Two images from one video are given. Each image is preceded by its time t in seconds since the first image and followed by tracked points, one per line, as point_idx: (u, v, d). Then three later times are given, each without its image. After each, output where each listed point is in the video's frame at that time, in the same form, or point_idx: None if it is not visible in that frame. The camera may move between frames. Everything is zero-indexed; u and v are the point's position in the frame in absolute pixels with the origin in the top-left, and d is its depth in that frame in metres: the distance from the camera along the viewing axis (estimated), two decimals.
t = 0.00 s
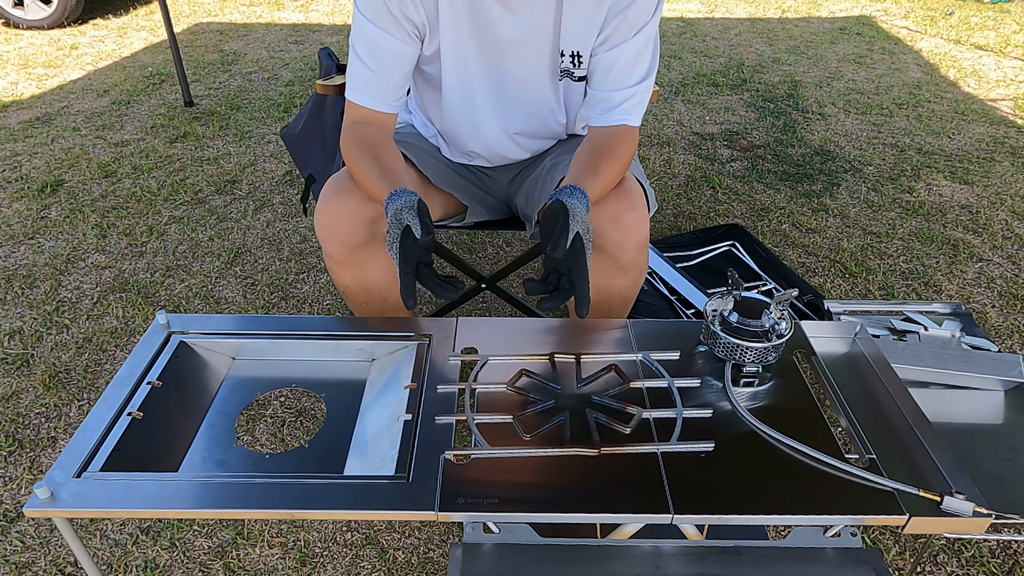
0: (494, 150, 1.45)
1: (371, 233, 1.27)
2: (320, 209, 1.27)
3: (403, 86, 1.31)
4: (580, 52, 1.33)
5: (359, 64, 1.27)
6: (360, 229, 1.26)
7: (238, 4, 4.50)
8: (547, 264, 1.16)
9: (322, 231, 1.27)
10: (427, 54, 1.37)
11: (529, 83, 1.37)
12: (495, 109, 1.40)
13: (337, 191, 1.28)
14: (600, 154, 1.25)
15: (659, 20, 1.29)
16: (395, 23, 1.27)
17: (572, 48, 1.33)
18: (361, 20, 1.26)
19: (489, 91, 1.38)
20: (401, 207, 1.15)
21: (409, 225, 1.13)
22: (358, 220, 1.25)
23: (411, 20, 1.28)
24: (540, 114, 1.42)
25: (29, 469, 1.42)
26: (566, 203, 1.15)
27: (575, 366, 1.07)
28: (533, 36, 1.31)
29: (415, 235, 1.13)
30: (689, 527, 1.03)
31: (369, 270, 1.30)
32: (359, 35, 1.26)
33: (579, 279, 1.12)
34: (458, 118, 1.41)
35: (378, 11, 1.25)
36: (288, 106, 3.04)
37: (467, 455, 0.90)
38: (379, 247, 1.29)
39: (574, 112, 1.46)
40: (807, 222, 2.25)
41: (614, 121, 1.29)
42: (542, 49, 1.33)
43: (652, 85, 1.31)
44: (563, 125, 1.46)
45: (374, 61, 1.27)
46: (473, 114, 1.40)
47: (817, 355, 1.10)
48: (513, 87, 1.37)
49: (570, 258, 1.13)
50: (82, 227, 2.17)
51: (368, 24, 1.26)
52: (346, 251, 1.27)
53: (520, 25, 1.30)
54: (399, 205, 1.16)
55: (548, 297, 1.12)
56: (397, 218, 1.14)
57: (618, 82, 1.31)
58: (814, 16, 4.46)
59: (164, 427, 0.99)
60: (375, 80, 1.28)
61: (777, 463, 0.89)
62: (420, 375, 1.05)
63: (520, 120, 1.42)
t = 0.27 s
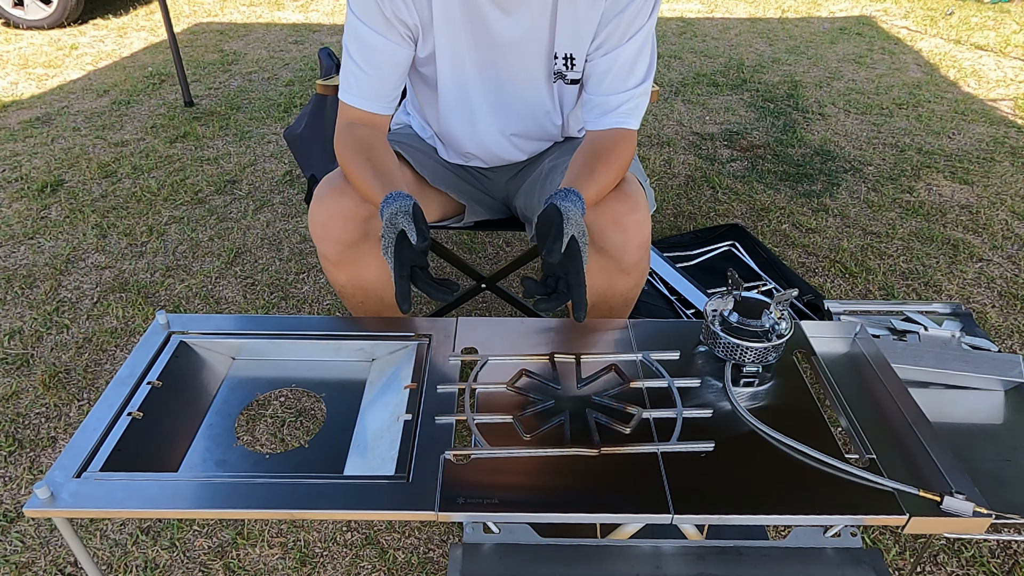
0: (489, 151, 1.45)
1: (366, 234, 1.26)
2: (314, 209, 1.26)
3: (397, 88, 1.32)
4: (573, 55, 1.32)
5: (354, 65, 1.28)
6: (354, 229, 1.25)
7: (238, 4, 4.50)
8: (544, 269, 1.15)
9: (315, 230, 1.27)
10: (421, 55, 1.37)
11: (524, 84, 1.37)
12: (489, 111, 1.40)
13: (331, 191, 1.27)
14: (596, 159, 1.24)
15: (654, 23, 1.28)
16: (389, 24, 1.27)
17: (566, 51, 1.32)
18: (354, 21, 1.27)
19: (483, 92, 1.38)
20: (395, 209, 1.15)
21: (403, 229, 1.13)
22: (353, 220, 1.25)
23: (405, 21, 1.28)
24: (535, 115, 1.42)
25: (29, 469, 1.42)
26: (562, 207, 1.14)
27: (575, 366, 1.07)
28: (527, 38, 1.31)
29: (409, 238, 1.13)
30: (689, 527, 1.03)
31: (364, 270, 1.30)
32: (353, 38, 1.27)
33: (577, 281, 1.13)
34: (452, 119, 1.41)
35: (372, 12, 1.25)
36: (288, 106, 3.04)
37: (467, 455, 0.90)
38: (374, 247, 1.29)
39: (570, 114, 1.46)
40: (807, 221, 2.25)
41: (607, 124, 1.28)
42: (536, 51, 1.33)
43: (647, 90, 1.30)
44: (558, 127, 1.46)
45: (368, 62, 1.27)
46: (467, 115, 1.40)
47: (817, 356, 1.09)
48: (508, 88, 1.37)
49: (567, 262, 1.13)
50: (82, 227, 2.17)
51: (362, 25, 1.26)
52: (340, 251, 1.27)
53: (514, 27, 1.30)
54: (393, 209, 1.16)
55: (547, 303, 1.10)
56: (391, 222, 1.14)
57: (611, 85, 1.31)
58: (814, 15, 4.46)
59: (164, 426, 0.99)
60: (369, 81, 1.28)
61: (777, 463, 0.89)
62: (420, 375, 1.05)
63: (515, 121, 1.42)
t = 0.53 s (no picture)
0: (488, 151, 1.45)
1: (364, 232, 1.26)
2: (313, 207, 1.26)
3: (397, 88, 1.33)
4: (574, 56, 1.33)
5: (353, 65, 1.28)
6: (352, 228, 1.25)
7: (238, 4, 4.50)
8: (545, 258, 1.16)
9: (314, 230, 1.27)
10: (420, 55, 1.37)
11: (523, 85, 1.37)
12: (489, 111, 1.40)
13: (330, 189, 1.27)
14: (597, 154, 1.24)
15: (653, 24, 1.29)
16: (388, 25, 1.28)
17: (566, 52, 1.32)
18: (354, 21, 1.27)
19: (483, 92, 1.38)
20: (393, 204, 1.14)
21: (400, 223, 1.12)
22: (351, 218, 1.24)
23: (404, 21, 1.29)
24: (535, 116, 1.42)
25: (29, 469, 1.42)
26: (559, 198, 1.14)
27: (575, 366, 1.07)
28: (526, 39, 1.32)
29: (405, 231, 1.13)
30: (689, 527, 1.03)
31: (363, 270, 1.29)
32: (352, 38, 1.28)
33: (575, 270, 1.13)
34: (452, 119, 1.41)
35: (371, 13, 1.26)
36: (288, 106, 3.04)
37: (467, 455, 0.90)
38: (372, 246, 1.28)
39: (569, 115, 1.46)
40: (807, 222, 2.25)
41: (606, 124, 1.29)
42: (535, 51, 1.34)
43: (646, 90, 1.30)
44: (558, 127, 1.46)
45: (367, 62, 1.28)
46: (467, 116, 1.40)
47: (817, 355, 1.09)
48: (507, 89, 1.37)
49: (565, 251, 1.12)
50: (82, 227, 2.17)
51: (361, 25, 1.27)
52: (339, 250, 1.27)
53: (513, 28, 1.30)
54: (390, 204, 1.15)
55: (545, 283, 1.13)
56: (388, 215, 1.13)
57: (610, 85, 1.31)
58: (814, 16, 4.46)
59: (164, 426, 0.99)
60: (369, 81, 1.29)
61: (777, 463, 0.89)
62: (420, 375, 1.05)
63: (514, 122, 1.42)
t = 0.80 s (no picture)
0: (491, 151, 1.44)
1: (370, 234, 1.28)
2: (317, 207, 1.26)
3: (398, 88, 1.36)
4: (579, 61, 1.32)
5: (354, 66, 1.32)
6: (357, 229, 1.26)
7: (238, 4, 4.50)
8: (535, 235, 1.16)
9: (318, 232, 1.27)
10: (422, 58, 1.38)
11: (525, 86, 1.37)
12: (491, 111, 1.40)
13: (334, 189, 1.26)
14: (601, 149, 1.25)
15: (654, 25, 1.29)
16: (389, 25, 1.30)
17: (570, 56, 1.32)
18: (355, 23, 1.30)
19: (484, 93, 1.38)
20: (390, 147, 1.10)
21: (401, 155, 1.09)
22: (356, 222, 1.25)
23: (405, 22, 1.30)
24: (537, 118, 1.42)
25: (29, 469, 1.42)
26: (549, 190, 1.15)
27: (575, 366, 1.07)
28: (529, 41, 1.31)
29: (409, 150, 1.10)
30: (689, 527, 1.03)
31: (367, 269, 1.31)
32: (353, 41, 1.31)
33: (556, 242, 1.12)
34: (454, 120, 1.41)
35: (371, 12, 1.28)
36: (288, 106, 3.04)
37: (467, 455, 0.90)
38: (375, 245, 1.30)
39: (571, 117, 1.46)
40: (807, 222, 2.25)
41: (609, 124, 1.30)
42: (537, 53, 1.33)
43: (648, 90, 1.31)
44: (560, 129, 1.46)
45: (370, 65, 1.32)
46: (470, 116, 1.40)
47: (817, 355, 1.09)
48: (509, 90, 1.37)
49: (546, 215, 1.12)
50: (82, 227, 2.17)
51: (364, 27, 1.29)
52: (344, 253, 1.27)
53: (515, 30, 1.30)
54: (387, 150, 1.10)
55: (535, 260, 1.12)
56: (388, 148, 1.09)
57: (612, 86, 1.31)
58: (814, 16, 4.46)
59: (165, 426, 0.99)
60: (369, 81, 1.33)
61: (777, 463, 0.89)
62: (420, 375, 1.05)
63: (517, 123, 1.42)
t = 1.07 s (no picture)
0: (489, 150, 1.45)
1: (381, 232, 1.28)
2: (327, 205, 1.25)
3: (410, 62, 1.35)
4: (580, 60, 1.35)
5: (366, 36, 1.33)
6: (369, 227, 1.25)
7: (238, 4, 4.50)
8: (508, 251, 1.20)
9: (328, 231, 1.26)
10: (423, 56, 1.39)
11: (525, 85, 1.37)
12: (491, 111, 1.41)
13: (344, 187, 1.26)
14: (594, 152, 1.27)
15: (652, 29, 1.32)
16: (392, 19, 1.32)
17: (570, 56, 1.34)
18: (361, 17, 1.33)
19: (484, 92, 1.39)
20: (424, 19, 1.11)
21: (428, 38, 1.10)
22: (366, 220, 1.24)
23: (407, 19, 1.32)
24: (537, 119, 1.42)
25: (29, 469, 1.42)
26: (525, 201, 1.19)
27: (575, 366, 1.07)
28: (530, 42, 1.32)
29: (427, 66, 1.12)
30: (689, 527, 1.03)
31: (377, 268, 1.30)
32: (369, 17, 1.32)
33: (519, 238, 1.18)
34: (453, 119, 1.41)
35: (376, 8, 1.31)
36: (288, 106, 3.04)
37: (467, 455, 0.90)
38: (384, 245, 1.29)
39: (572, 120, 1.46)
40: (807, 222, 2.25)
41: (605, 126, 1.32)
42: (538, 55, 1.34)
43: (644, 91, 1.33)
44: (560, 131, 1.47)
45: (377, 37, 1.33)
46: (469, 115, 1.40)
47: (817, 355, 1.09)
48: (508, 90, 1.37)
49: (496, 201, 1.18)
50: (82, 227, 2.17)
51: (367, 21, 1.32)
52: (355, 252, 1.26)
53: (515, 31, 1.31)
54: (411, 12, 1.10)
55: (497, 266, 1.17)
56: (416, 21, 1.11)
57: (609, 86, 1.34)
58: (814, 15, 4.46)
59: (165, 426, 0.99)
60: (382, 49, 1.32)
61: (777, 463, 0.89)
62: (420, 375, 1.05)
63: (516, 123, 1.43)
